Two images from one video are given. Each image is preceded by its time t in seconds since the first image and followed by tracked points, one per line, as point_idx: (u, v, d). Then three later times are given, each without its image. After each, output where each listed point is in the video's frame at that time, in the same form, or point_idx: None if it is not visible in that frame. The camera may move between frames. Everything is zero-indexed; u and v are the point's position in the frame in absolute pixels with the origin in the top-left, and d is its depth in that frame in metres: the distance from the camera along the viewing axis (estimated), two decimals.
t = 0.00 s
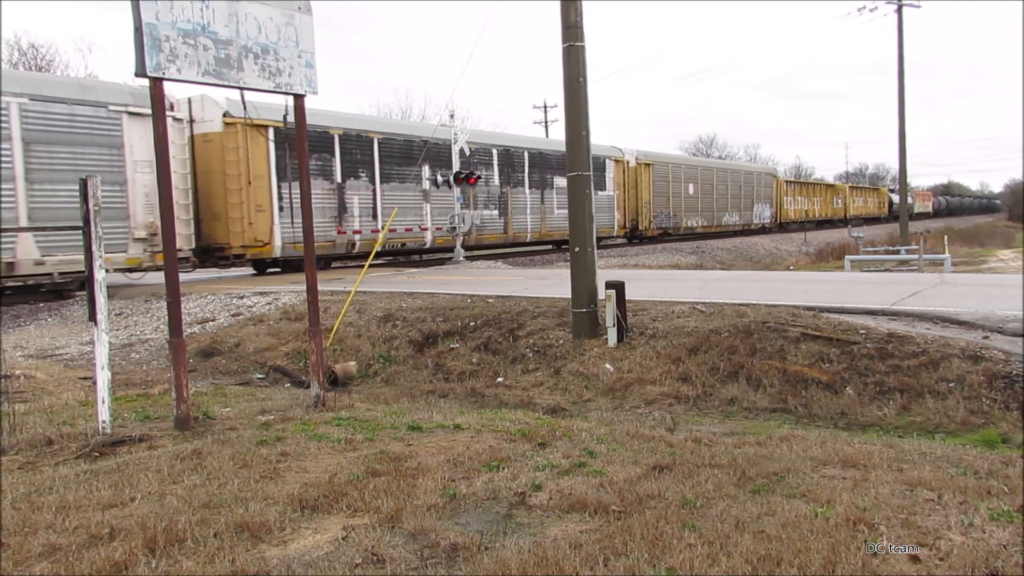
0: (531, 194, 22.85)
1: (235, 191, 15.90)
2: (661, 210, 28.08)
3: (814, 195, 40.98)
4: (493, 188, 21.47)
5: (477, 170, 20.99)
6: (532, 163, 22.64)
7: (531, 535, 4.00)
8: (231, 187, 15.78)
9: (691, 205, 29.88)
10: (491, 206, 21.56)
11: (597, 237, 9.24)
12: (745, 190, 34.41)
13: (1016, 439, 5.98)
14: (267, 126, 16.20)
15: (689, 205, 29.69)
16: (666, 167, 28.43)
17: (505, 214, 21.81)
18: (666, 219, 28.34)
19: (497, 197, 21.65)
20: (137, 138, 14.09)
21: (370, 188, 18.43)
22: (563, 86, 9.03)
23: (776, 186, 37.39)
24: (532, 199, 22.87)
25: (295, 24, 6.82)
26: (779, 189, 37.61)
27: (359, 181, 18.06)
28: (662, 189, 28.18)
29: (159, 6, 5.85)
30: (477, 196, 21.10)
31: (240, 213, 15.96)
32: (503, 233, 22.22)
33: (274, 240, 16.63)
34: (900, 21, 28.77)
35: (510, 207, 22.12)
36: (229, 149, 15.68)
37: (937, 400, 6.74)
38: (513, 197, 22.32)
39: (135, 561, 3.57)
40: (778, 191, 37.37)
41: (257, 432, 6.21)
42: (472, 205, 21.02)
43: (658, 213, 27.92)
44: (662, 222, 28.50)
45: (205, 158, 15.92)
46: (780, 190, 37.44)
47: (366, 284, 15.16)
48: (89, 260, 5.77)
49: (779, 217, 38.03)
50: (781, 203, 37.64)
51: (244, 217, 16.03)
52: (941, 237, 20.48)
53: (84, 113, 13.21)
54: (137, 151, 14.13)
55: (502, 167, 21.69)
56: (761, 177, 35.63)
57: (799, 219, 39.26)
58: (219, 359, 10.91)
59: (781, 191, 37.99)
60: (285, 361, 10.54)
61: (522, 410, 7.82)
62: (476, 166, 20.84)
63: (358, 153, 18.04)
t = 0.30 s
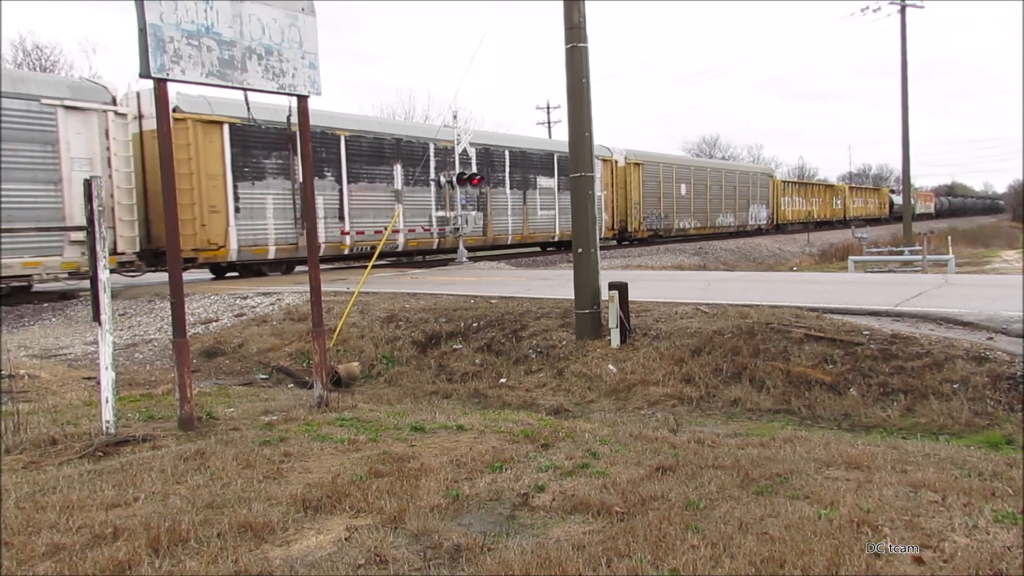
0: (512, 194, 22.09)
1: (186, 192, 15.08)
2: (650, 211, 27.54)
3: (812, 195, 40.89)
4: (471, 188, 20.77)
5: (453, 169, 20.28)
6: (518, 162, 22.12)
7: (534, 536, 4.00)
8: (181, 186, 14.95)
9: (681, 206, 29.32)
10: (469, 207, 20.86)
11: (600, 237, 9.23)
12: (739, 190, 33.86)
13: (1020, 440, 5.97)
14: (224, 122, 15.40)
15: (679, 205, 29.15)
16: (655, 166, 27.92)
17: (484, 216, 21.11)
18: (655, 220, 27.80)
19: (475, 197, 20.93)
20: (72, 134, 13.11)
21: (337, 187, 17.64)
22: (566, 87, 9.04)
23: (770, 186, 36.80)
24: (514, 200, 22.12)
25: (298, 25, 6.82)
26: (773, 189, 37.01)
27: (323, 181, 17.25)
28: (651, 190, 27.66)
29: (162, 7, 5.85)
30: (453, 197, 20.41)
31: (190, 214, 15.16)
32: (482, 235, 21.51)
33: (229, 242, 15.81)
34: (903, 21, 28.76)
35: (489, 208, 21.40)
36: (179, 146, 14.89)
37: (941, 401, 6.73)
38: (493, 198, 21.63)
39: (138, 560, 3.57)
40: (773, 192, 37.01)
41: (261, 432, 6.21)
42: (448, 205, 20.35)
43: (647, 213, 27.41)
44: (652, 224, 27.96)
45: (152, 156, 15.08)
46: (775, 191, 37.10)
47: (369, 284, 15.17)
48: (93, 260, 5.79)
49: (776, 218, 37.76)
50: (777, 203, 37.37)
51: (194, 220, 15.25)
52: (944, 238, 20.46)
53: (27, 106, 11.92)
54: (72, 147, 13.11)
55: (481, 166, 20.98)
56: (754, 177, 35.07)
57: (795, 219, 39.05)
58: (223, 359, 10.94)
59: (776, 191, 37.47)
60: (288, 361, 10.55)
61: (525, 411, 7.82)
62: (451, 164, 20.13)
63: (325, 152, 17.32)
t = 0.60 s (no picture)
0: (490, 196, 21.35)
1: (129, 192, 14.63)
2: (637, 213, 26.96)
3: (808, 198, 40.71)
4: (445, 190, 20.10)
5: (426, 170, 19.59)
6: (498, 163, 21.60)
7: (534, 539, 3.99)
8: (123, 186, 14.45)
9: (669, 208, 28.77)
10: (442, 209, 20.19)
11: (602, 240, 9.22)
12: (731, 193, 33.33)
13: (1022, 444, 5.96)
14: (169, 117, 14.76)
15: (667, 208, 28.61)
16: (643, 168, 27.36)
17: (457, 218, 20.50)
18: (642, 223, 27.22)
19: (448, 199, 20.24)
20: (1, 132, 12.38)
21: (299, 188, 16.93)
22: (569, 91, 9.07)
23: (762, 189, 36.15)
24: (492, 202, 21.39)
25: (302, 27, 6.84)
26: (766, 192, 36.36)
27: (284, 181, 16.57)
28: (639, 192, 27.13)
29: (166, 8, 5.87)
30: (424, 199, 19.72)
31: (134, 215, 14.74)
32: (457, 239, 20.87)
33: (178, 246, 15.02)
34: (904, 25, 28.77)
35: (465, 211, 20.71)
36: (122, 143, 14.36)
37: (943, 404, 6.72)
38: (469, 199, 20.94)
39: (139, 562, 3.58)
40: (766, 194, 36.49)
41: (262, 434, 6.21)
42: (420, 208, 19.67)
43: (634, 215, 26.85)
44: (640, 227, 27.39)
45: (95, 153, 14.51)
46: (769, 194, 36.64)
47: (371, 286, 15.16)
48: (95, 261, 5.79)
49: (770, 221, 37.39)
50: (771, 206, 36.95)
51: (137, 220, 14.78)
52: (946, 242, 20.42)
53: None
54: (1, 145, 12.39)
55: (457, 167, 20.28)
56: (747, 179, 34.46)
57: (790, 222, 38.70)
58: (224, 361, 10.94)
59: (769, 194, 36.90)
60: (289, 363, 10.54)
61: (526, 414, 7.81)
62: (422, 165, 19.42)
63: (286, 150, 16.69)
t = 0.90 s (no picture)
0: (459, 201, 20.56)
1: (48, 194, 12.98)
2: (621, 220, 26.18)
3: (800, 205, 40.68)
4: (411, 194, 19.27)
5: (391, 173, 18.74)
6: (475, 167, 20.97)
7: (531, 546, 3.99)
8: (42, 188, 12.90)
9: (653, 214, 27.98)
10: (408, 214, 19.30)
11: (600, 246, 9.23)
12: (719, 198, 32.66)
13: (1019, 451, 5.96)
14: (99, 114, 13.47)
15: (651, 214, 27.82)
16: (626, 172, 26.55)
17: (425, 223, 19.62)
18: (625, 230, 26.43)
19: (415, 204, 19.42)
20: None
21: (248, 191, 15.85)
22: (567, 97, 9.08)
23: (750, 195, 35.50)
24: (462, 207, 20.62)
25: (301, 32, 6.85)
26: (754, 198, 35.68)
27: (229, 183, 15.42)
28: (622, 197, 26.35)
29: (166, 13, 5.88)
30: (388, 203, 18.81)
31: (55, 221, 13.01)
32: (424, 245, 20.03)
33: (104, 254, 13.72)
34: (903, 33, 28.84)
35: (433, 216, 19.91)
36: (40, 141, 12.84)
37: (940, 412, 6.72)
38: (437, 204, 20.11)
39: (134, 568, 3.56)
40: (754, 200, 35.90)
41: (258, 440, 6.20)
42: (383, 212, 18.71)
43: (618, 222, 26.09)
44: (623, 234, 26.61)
45: (12, 153, 13.00)
46: (758, 200, 36.08)
47: (369, 291, 15.16)
48: (93, 265, 5.79)
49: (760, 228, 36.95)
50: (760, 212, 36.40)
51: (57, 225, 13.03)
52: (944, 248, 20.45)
53: None
54: None
55: (424, 171, 19.51)
56: (735, 185, 33.78)
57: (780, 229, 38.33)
58: (221, 365, 10.93)
59: (758, 200, 36.25)
60: (287, 368, 10.52)
61: (523, 420, 7.80)
62: (387, 167, 18.57)
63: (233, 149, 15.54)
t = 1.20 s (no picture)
0: (428, 204, 19.73)
1: None
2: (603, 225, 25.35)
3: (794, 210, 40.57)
4: (375, 197, 18.38)
5: (354, 174, 17.85)
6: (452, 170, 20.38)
7: (529, 550, 3.99)
8: None
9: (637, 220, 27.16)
10: (372, 218, 18.42)
11: (598, 251, 9.24)
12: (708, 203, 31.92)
13: (1017, 457, 5.96)
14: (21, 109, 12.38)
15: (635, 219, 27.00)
16: (608, 175, 25.77)
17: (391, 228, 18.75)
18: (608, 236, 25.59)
19: (380, 207, 18.56)
20: None
21: (192, 193, 14.94)
22: (567, 101, 9.10)
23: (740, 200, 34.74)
24: (430, 210, 19.79)
25: (300, 36, 6.86)
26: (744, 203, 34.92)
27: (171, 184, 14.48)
28: (605, 202, 25.54)
29: (165, 17, 5.89)
30: (351, 206, 17.93)
31: None
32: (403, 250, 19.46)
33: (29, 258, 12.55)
34: (901, 39, 28.89)
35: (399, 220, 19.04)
36: None
37: (937, 417, 6.72)
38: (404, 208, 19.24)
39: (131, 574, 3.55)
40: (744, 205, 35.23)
41: (256, 444, 6.19)
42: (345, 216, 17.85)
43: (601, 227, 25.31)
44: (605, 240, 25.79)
45: None
46: (749, 205, 35.45)
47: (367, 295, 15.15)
48: (90, 269, 5.79)
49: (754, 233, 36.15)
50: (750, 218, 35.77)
51: None
52: (941, 255, 20.44)
53: None
54: None
55: (390, 172, 18.65)
56: (724, 190, 33.08)
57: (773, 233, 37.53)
58: (219, 369, 10.93)
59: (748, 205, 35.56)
60: (284, 372, 10.52)
61: (521, 424, 7.80)
62: (349, 169, 17.67)
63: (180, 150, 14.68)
